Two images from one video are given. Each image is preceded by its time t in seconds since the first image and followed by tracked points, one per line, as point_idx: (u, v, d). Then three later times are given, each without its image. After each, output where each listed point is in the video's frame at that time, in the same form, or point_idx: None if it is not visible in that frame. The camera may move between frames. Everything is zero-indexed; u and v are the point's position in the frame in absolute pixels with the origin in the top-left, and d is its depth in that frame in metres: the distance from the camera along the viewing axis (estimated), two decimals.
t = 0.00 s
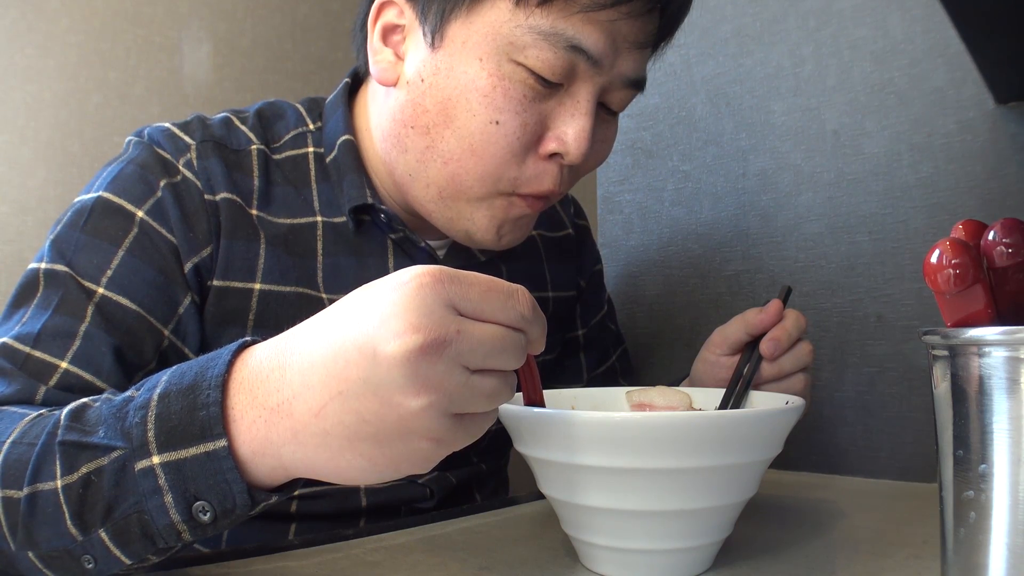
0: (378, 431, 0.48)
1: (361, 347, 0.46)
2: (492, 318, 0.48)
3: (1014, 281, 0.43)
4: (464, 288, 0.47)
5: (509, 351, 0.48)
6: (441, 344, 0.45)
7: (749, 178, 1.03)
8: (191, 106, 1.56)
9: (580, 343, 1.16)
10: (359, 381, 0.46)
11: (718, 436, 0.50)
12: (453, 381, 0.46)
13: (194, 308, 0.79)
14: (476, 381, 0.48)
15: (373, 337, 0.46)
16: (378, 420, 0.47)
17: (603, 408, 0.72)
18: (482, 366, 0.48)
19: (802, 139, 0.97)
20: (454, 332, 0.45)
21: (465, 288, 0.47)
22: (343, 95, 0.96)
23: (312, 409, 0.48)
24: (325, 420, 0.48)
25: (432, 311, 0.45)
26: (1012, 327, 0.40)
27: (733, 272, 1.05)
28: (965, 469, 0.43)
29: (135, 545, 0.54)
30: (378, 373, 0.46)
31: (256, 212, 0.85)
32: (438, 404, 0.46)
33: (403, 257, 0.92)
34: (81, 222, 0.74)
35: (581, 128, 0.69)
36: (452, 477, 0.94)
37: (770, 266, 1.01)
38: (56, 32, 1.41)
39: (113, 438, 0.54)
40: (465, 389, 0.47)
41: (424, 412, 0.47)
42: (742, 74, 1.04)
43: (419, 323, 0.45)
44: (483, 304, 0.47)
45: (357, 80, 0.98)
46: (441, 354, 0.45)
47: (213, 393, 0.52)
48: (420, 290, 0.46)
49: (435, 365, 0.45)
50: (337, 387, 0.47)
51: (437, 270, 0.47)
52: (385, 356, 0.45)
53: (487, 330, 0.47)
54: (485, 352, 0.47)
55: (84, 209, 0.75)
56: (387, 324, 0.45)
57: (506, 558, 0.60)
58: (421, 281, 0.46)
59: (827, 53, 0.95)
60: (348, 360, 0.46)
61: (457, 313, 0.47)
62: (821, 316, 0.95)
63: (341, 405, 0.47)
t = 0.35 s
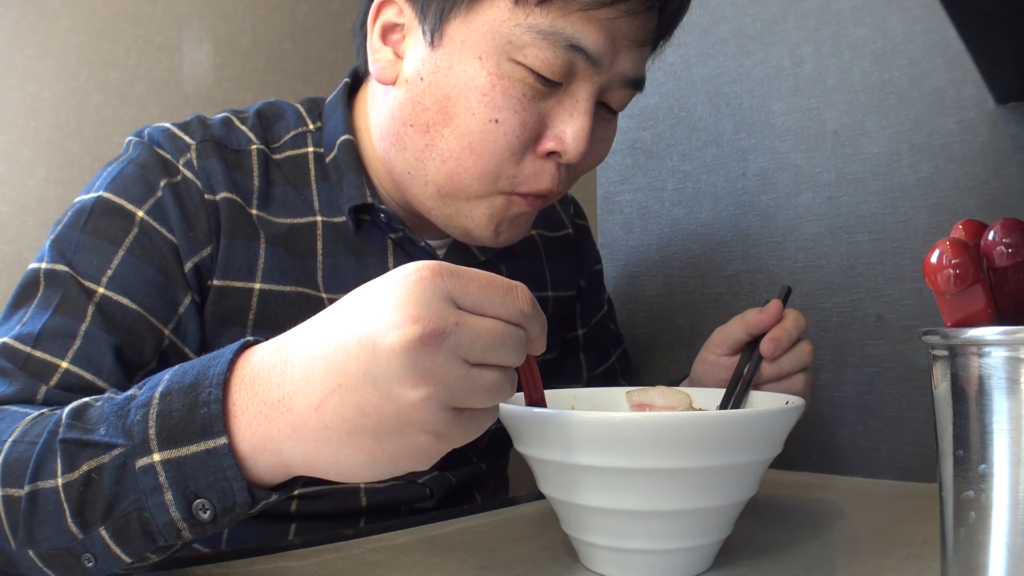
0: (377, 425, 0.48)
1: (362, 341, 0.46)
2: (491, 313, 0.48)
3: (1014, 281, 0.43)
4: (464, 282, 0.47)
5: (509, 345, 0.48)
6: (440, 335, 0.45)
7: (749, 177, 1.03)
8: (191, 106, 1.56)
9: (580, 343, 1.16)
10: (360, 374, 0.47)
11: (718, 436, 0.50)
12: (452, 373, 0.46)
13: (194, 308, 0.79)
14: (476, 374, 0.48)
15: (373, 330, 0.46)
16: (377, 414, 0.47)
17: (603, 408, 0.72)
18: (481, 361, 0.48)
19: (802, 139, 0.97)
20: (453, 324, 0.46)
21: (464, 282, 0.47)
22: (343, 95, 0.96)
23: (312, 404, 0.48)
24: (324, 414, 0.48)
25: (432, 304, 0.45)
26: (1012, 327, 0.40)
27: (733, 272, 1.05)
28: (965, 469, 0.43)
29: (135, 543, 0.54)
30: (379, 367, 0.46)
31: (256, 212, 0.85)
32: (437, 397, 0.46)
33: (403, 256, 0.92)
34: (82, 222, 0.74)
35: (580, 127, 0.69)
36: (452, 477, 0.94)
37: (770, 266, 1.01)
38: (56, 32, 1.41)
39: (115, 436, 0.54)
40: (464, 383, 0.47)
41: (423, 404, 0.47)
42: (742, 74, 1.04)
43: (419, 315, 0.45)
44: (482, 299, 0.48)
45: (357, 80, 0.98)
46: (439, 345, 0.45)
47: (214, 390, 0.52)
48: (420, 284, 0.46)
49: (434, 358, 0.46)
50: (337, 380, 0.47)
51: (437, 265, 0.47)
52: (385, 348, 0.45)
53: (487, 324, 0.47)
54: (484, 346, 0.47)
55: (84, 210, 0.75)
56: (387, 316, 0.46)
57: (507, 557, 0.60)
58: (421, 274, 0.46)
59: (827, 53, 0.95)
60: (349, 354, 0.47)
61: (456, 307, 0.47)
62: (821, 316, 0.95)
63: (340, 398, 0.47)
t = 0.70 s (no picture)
0: (371, 441, 0.48)
1: (350, 363, 0.46)
2: (482, 326, 0.48)
3: (1014, 281, 0.43)
4: (454, 299, 0.46)
5: (501, 358, 0.48)
6: (431, 359, 0.45)
7: (749, 178, 1.03)
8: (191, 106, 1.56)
9: (581, 340, 1.16)
10: (351, 396, 0.46)
11: (717, 436, 0.50)
12: (445, 393, 0.47)
13: (197, 297, 0.79)
14: (469, 391, 0.48)
15: (362, 352, 0.45)
16: (371, 432, 0.47)
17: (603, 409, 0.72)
18: (473, 374, 0.48)
19: (802, 140, 0.97)
20: (444, 346, 0.45)
21: (455, 299, 0.46)
22: (347, 89, 0.96)
23: (306, 419, 0.48)
24: (319, 430, 0.48)
25: (422, 329, 0.45)
26: (1012, 327, 0.40)
27: (733, 272, 1.05)
28: (965, 469, 0.43)
29: (128, 538, 0.55)
30: (370, 390, 0.46)
31: (260, 203, 0.85)
32: (430, 416, 0.47)
33: (405, 249, 0.92)
34: (86, 211, 0.74)
35: (579, 129, 0.69)
36: (453, 474, 0.94)
37: (770, 266, 1.01)
38: (57, 32, 1.41)
39: (109, 433, 0.54)
40: (457, 399, 0.48)
41: (417, 424, 0.47)
42: (741, 75, 1.04)
43: (409, 341, 0.44)
44: (474, 314, 0.47)
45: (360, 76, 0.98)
46: (431, 369, 0.45)
47: (207, 393, 0.51)
48: (408, 303, 0.45)
49: (425, 380, 0.46)
50: (329, 400, 0.47)
51: (425, 281, 0.46)
52: (376, 374, 0.45)
53: (478, 339, 0.47)
54: (476, 362, 0.47)
55: (89, 199, 0.75)
56: (377, 340, 0.45)
57: (507, 558, 0.60)
58: (409, 295, 0.45)
59: (827, 53, 0.95)
60: (338, 375, 0.46)
61: (446, 325, 0.46)
62: (821, 316, 0.95)
63: (334, 417, 0.47)
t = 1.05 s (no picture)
0: (349, 419, 0.48)
1: (322, 341, 0.46)
2: (452, 298, 0.47)
3: (1014, 281, 0.43)
4: (421, 271, 0.46)
5: (473, 329, 0.48)
6: (398, 331, 0.45)
7: (749, 177, 1.03)
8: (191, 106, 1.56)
9: (579, 339, 1.16)
10: (326, 373, 0.46)
11: (718, 436, 0.50)
12: (416, 366, 0.47)
13: (196, 291, 0.79)
14: (442, 362, 0.48)
15: (331, 329, 0.45)
16: (348, 409, 0.48)
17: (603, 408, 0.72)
18: (445, 347, 0.48)
19: (802, 139, 0.97)
20: (410, 319, 0.45)
21: (421, 271, 0.46)
22: (349, 87, 0.96)
23: (285, 402, 0.48)
24: (299, 412, 0.48)
25: (388, 301, 0.44)
26: (1012, 327, 0.40)
27: (733, 272, 1.05)
28: (965, 469, 0.43)
29: (118, 523, 0.55)
30: (341, 366, 0.46)
31: (262, 198, 0.85)
32: (402, 390, 0.47)
33: (405, 246, 0.92)
34: (88, 206, 0.74)
35: (580, 123, 0.69)
36: (452, 472, 0.93)
37: (770, 266, 1.01)
38: (57, 32, 1.41)
39: (100, 420, 0.54)
40: (430, 372, 0.47)
41: (391, 398, 0.47)
42: (742, 75, 1.04)
43: (376, 313, 0.44)
44: (442, 285, 0.46)
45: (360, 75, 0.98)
46: (399, 342, 0.45)
47: (195, 381, 0.52)
48: (373, 279, 0.45)
49: (395, 353, 0.45)
50: (305, 380, 0.47)
51: (391, 258, 0.45)
52: (347, 348, 0.45)
53: (446, 311, 0.46)
54: (446, 334, 0.47)
55: (91, 194, 0.75)
56: (344, 315, 0.45)
57: (506, 558, 0.60)
58: (374, 270, 0.45)
59: (827, 53, 0.95)
60: (313, 353, 0.46)
61: (414, 298, 0.46)
62: (821, 316, 0.95)
63: (310, 398, 0.47)
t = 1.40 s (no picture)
0: (340, 421, 0.48)
1: (309, 346, 0.46)
2: (437, 297, 0.46)
3: (1014, 280, 0.43)
4: (404, 272, 0.45)
5: (460, 328, 0.47)
6: (382, 335, 0.45)
7: (749, 177, 1.03)
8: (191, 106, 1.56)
9: (579, 339, 1.16)
10: (315, 377, 0.47)
11: (718, 436, 0.50)
12: (402, 367, 0.47)
13: (195, 294, 0.79)
14: (430, 363, 0.48)
15: (317, 334, 0.46)
16: (337, 412, 0.48)
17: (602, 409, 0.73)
18: (432, 347, 0.47)
19: (802, 140, 0.97)
20: (394, 321, 0.45)
21: (404, 272, 0.45)
22: (346, 89, 0.96)
23: (277, 407, 0.48)
24: (291, 415, 0.48)
25: (371, 304, 0.44)
26: (1012, 326, 0.40)
27: (733, 272, 1.05)
28: (965, 469, 0.43)
29: (119, 527, 0.55)
30: (330, 369, 0.46)
31: (258, 202, 0.85)
32: (390, 392, 0.47)
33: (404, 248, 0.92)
34: (86, 210, 0.74)
35: (581, 122, 0.69)
36: (452, 472, 0.93)
37: (770, 266, 1.01)
38: (57, 32, 1.41)
39: (100, 425, 0.54)
40: (417, 372, 0.47)
41: (379, 400, 0.47)
42: (742, 75, 1.04)
43: (359, 317, 0.44)
44: (426, 285, 0.46)
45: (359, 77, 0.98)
46: (384, 345, 0.45)
47: (193, 386, 0.52)
48: (354, 284, 0.44)
49: (380, 356, 0.45)
50: (295, 385, 0.47)
51: (374, 259, 0.45)
52: (331, 353, 0.45)
53: (431, 312, 0.46)
54: (432, 334, 0.46)
55: (89, 198, 0.75)
56: (327, 321, 0.45)
57: (506, 558, 0.60)
58: (357, 273, 0.45)
59: (827, 53, 0.95)
60: (301, 358, 0.47)
61: (399, 299, 0.46)
62: (821, 316, 0.95)
63: (302, 401, 0.48)
